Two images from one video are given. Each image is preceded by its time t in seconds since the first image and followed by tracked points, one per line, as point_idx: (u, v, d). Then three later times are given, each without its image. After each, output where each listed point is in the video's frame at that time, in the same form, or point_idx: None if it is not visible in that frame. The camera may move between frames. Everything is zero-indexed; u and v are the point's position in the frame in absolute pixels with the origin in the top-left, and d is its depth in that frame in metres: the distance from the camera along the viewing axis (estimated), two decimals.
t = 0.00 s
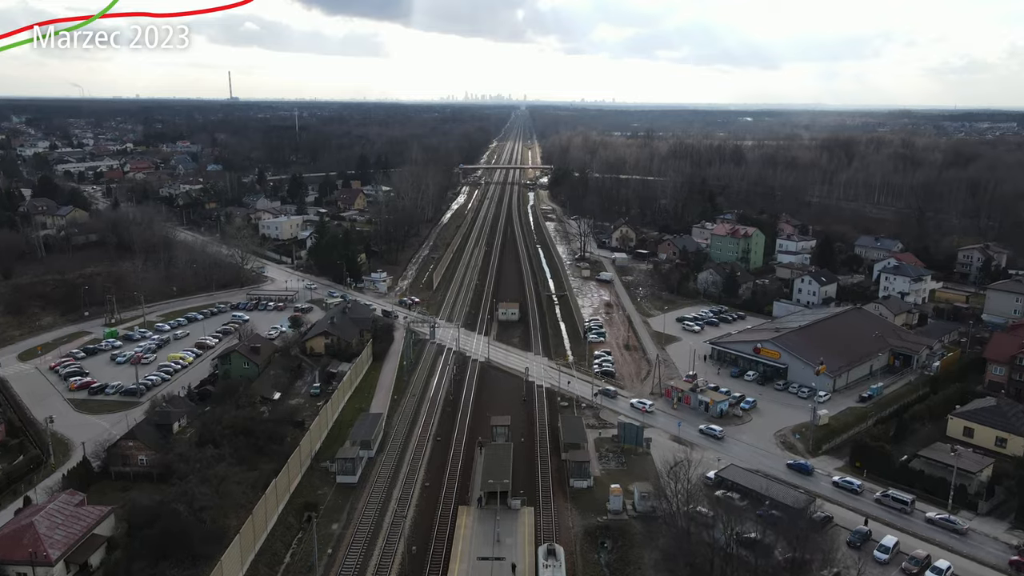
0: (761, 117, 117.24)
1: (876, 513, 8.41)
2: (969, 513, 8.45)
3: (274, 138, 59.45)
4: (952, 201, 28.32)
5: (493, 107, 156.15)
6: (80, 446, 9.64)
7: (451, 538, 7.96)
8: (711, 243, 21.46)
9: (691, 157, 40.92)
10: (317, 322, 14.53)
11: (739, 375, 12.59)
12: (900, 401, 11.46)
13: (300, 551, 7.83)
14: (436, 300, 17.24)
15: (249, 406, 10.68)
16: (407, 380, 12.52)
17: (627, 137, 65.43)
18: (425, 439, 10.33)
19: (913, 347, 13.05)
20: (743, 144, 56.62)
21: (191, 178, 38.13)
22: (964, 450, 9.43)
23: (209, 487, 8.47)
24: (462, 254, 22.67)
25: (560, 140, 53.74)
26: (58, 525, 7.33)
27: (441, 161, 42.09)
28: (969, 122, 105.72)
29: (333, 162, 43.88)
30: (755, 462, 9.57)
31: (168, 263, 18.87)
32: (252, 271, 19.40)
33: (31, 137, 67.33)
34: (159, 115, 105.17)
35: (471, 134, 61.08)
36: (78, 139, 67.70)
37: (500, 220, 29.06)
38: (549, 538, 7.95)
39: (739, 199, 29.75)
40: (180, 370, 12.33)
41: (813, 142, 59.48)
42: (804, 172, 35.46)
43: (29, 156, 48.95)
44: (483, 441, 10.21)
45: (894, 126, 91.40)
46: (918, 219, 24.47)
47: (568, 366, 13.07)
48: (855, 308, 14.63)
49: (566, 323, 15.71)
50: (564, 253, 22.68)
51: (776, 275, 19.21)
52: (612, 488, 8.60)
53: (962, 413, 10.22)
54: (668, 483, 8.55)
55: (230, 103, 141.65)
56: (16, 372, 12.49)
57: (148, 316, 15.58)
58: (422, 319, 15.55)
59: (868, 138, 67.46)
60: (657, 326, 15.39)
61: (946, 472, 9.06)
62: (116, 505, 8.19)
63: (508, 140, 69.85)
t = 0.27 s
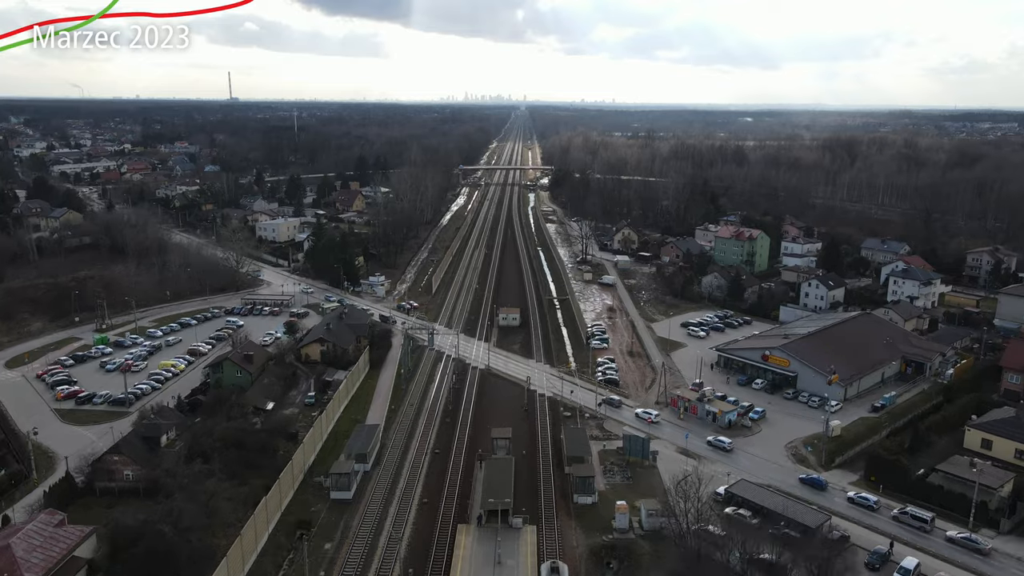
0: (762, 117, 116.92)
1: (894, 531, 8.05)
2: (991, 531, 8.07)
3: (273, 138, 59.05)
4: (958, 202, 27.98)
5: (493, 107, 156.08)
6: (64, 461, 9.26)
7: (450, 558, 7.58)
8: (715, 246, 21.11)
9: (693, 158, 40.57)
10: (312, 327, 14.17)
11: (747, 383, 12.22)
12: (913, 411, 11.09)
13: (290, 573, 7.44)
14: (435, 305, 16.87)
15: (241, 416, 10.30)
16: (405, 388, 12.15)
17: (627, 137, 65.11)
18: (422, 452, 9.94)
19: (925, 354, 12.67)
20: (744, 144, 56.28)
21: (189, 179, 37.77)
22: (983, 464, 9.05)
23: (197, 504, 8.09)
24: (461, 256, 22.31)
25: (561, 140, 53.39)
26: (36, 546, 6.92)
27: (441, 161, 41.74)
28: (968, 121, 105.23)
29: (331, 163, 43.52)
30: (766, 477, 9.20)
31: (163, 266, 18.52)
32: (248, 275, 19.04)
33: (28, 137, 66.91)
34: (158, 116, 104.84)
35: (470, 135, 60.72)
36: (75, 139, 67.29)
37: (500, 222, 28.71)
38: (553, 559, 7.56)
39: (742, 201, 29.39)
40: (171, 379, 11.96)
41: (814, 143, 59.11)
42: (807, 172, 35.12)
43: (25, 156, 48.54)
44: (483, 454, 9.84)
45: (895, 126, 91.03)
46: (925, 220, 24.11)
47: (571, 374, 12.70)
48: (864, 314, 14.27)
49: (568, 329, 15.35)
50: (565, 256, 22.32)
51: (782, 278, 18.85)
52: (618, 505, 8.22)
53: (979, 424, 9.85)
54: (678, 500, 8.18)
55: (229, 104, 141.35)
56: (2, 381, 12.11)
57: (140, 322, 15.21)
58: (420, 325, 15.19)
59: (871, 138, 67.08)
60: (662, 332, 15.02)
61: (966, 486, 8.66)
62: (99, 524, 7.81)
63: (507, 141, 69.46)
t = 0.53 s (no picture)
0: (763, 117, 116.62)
1: (913, 551, 7.68)
2: (1015, 551, 7.70)
3: (271, 139, 58.68)
4: (964, 203, 27.61)
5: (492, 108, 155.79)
6: (47, 476, 8.88)
7: None
8: (719, 248, 20.76)
9: (695, 158, 40.22)
10: (308, 333, 13.81)
11: (755, 392, 11.86)
12: (928, 421, 10.72)
13: None
14: (434, 309, 16.51)
15: (233, 428, 9.94)
16: (402, 397, 11.78)
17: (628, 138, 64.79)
18: (420, 466, 9.57)
19: (938, 361, 12.30)
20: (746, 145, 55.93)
21: (186, 180, 37.42)
22: (1005, 480, 8.68)
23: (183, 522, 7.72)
24: (461, 259, 21.97)
25: (561, 140, 53.03)
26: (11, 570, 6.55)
27: (440, 162, 41.40)
28: (969, 121, 104.87)
29: (330, 164, 43.17)
30: (778, 492, 8.83)
31: (156, 269, 18.15)
32: (243, 278, 18.68)
33: (25, 138, 66.53)
34: (157, 116, 104.54)
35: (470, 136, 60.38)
36: (72, 140, 66.94)
37: (501, 224, 28.36)
38: None
39: (746, 202, 29.03)
40: (162, 388, 11.59)
41: (816, 143, 58.75)
42: (810, 173, 34.77)
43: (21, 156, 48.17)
44: (484, 469, 9.47)
45: (897, 127, 90.69)
46: (931, 222, 23.75)
47: (573, 382, 12.34)
48: (874, 319, 13.90)
49: (570, 335, 15.00)
50: (566, 259, 21.96)
51: (788, 282, 18.50)
52: (624, 524, 7.84)
53: (998, 436, 9.48)
54: (687, 519, 7.81)
55: (228, 104, 141.00)
56: None
57: (131, 328, 14.84)
58: (419, 330, 14.82)
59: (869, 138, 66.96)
60: (666, 338, 14.66)
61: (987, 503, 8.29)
62: (80, 544, 7.45)
63: (507, 142, 69.10)
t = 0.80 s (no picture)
0: (764, 117, 116.39)
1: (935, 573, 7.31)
2: None
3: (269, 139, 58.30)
4: (971, 203, 27.26)
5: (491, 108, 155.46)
6: (27, 492, 8.50)
7: None
8: (723, 251, 20.41)
9: (696, 159, 39.87)
10: (304, 339, 13.44)
11: (764, 401, 11.49)
12: (944, 432, 10.35)
13: None
14: (434, 314, 16.14)
15: (223, 440, 9.57)
16: (400, 406, 11.42)
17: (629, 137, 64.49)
18: (418, 480, 9.19)
19: (952, 369, 11.93)
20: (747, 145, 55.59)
21: (183, 180, 37.05)
22: None
23: (167, 543, 7.35)
24: (461, 262, 21.61)
25: (561, 141, 52.67)
26: None
27: (439, 162, 41.04)
28: (971, 121, 104.55)
29: (329, 164, 42.84)
30: (790, 508, 8.47)
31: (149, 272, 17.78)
32: (238, 282, 18.32)
33: (22, 138, 66.13)
34: (156, 117, 104.18)
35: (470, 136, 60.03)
36: (70, 140, 66.58)
37: (501, 225, 28.01)
38: None
39: (749, 204, 28.67)
40: (151, 397, 11.22)
41: (818, 143, 58.45)
42: (814, 174, 34.41)
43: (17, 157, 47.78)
44: (484, 483, 9.09)
45: (897, 126, 90.43)
46: (938, 223, 23.38)
47: (576, 391, 11.97)
48: (885, 325, 13.54)
49: (573, 340, 14.63)
50: (567, 261, 21.61)
51: (794, 285, 18.14)
52: (630, 544, 7.48)
53: (1019, 450, 9.11)
54: (698, 540, 7.43)
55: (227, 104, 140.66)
56: None
57: (122, 333, 14.47)
58: (417, 336, 14.44)
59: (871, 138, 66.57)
60: (671, 344, 14.30)
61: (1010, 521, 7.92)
62: (60, 567, 7.09)
63: (507, 142, 68.74)
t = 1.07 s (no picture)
0: (764, 117, 116.13)
1: None
2: None
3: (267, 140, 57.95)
4: (977, 203, 26.93)
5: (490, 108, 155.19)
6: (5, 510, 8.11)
7: None
8: (727, 254, 20.05)
9: (698, 159, 39.53)
10: (298, 346, 13.06)
11: (773, 411, 11.11)
12: (960, 444, 9.98)
13: None
14: (432, 319, 15.77)
15: (212, 454, 9.19)
16: (396, 416, 11.04)
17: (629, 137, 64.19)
18: (414, 497, 8.81)
19: (967, 378, 11.56)
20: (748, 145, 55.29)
21: (179, 181, 36.67)
22: None
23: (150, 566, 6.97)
24: (460, 264, 21.25)
25: (561, 141, 52.33)
26: None
27: (439, 162, 40.70)
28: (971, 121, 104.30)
29: (327, 165, 42.49)
30: (803, 526, 8.09)
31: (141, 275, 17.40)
32: (233, 286, 17.95)
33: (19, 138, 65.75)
34: (154, 117, 103.75)
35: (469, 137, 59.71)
36: (67, 140, 66.23)
37: (501, 227, 27.65)
38: None
39: (752, 205, 28.32)
40: (139, 408, 10.83)
41: (819, 143, 58.18)
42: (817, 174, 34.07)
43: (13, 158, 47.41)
44: (483, 500, 8.71)
45: (898, 127, 90.18)
46: (945, 224, 23.02)
47: (578, 400, 11.59)
48: (896, 331, 13.16)
49: (574, 347, 14.25)
50: (568, 264, 21.23)
51: (800, 289, 17.77)
52: (637, 567, 7.10)
53: None
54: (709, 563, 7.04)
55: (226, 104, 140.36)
56: None
57: (112, 339, 14.09)
58: (415, 342, 14.07)
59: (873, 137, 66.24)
60: (675, 350, 13.92)
61: None
62: None
63: (507, 142, 68.41)
